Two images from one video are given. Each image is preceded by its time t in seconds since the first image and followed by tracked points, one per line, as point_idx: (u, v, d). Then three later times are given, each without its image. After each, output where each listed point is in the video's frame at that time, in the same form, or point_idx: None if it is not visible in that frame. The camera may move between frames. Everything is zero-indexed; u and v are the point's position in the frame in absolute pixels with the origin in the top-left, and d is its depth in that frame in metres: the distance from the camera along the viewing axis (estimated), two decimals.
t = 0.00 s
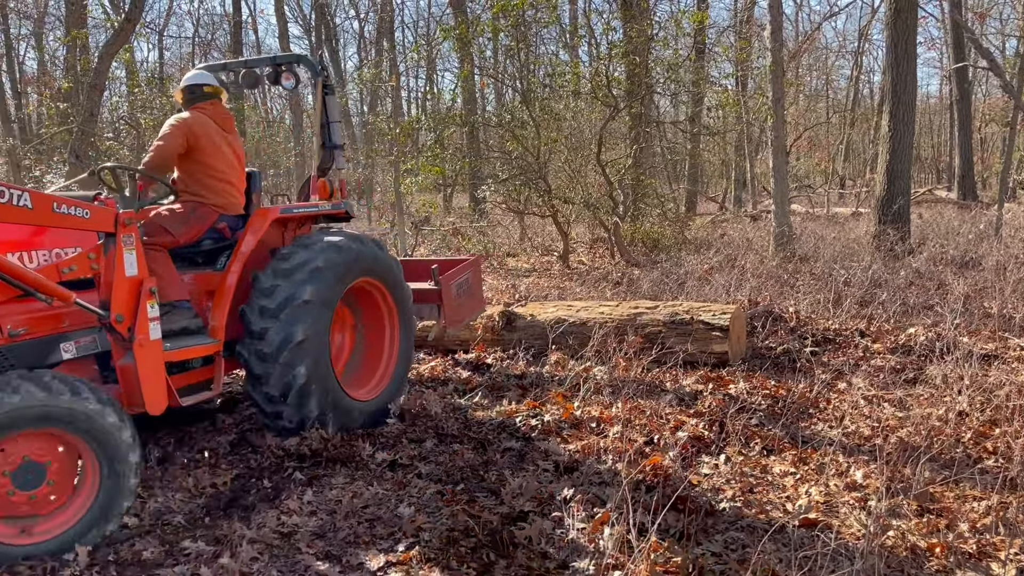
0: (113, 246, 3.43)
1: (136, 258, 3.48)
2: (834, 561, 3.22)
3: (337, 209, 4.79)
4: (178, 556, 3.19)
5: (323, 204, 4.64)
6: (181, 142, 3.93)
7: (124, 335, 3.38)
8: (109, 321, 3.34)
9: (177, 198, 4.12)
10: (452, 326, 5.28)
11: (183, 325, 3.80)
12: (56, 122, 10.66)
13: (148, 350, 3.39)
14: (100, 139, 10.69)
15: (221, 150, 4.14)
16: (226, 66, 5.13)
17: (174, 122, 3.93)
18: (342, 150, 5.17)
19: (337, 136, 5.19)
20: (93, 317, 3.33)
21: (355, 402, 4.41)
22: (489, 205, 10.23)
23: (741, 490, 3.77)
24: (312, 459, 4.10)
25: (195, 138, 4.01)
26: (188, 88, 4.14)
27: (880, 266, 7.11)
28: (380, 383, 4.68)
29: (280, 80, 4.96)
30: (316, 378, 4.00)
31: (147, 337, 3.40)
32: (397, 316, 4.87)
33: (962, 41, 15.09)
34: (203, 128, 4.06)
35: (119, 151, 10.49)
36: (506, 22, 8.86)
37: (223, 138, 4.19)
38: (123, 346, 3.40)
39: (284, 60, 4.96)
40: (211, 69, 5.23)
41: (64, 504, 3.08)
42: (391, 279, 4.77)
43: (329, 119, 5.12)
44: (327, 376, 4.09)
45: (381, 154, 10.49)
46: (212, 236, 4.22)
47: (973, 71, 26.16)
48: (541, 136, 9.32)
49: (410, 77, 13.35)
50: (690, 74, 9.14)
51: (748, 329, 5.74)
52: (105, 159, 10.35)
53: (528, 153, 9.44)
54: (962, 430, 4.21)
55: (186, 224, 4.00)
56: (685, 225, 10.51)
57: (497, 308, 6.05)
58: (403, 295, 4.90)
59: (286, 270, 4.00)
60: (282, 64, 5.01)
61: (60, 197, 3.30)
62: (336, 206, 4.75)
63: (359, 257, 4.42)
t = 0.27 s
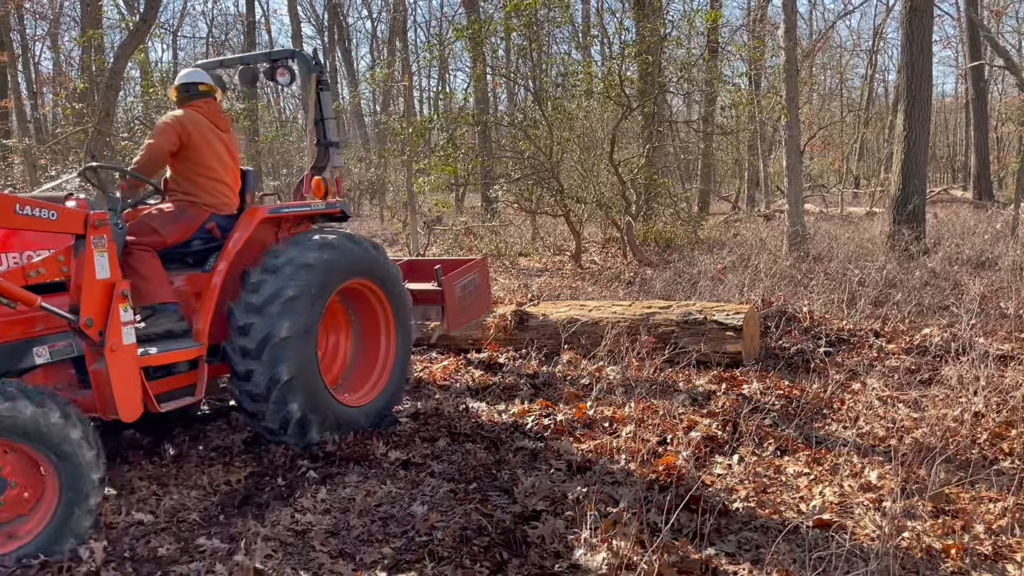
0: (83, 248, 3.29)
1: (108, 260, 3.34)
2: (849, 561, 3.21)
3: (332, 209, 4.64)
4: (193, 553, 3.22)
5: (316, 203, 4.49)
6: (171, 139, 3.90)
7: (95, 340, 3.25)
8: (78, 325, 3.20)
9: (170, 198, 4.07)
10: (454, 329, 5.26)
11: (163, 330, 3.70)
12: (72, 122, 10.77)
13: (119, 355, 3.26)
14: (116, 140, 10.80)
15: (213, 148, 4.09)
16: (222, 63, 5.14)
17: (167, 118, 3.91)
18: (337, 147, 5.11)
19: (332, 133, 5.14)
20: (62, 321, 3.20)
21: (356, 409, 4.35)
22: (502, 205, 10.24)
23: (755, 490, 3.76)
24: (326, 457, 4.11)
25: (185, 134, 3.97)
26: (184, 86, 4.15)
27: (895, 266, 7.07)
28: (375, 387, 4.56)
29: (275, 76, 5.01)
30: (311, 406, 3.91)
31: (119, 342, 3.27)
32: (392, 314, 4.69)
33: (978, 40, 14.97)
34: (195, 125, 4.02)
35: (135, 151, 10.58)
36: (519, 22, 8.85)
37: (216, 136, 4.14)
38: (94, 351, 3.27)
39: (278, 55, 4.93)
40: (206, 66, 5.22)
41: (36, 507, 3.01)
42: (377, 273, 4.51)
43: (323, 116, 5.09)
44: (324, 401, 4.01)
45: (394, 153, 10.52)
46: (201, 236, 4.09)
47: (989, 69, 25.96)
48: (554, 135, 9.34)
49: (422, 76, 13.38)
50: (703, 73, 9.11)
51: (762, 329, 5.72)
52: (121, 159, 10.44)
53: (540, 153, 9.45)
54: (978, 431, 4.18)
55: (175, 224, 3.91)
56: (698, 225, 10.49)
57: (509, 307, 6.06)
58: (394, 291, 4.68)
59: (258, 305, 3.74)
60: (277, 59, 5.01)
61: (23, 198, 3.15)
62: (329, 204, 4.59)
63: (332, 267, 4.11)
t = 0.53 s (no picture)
0: (47, 250, 3.18)
1: (73, 262, 3.26)
2: (864, 562, 3.20)
3: (324, 207, 4.45)
4: (209, 549, 3.25)
5: (307, 203, 4.29)
6: (151, 137, 3.84)
7: (61, 345, 3.13)
8: (42, 330, 3.09)
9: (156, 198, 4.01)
10: (455, 331, 5.24)
11: (144, 333, 3.58)
12: (88, 122, 10.87)
13: (88, 360, 3.17)
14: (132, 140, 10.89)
15: (196, 145, 4.01)
16: (216, 59, 5.10)
17: (147, 115, 3.85)
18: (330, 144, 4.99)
19: (326, 130, 5.02)
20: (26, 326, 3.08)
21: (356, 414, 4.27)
22: (515, 204, 10.26)
23: (768, 490, 3.76)
24: (340, 456, 4.14)
25: (167, 132, 3.91)
26: (173, 83, 4.11)
27: (910, 266, 7.03)
28: (367, 392, 4.40)
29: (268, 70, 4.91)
30: (308, 428, 3.84)
31: (86, 347, 3.17)
32: (381, 308, 4.49)
33: (994, 37, 14.84)
34: (177, 122, 3.95)
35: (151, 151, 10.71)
36: (532, 21, 8.85)
37: (201, 134, 4.06)
38: (60, 357, 3.15)
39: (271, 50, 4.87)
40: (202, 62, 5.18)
41: None
42: (356, 270, 4.24)
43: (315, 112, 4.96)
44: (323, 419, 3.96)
45: (406, 153, 10.56)
46: (187, 237, 4.00)
47: (1005, 67, 25.72)
48: (568, 135, 9.34)
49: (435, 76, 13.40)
50: (717, 72, 9.07)
51: (776, 328, 5.70)
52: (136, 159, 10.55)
53: (553, 152, 9.44)
54: (994, 432, 4.15)
55: (157, 224, 3.83)
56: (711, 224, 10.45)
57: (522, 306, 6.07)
58: (379, 285, 4.43)
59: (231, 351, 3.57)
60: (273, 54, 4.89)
61: None
62: (321, 203, 4.41)
63: (302, 284, 3.83)
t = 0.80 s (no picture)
0: (11, 254, 2.99)
1: (38, 267, 3.07)
2: (879, 562, 3.19)
3: (317, 209, 4.33)
4: (225, 546, 3.27)
5: (299, 204, 4.19)
6: (138, 137, 3.66)
7: (25, 353, 2.94)
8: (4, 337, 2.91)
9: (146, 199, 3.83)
10: (460, 342, 5.15)
11: (126, 336, 3.37)
12: (104, 122, 10.98)
13: (54, 369, 2.97)
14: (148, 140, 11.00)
15: (186, 146, 3.83)
16: (215, 57, 4.92)
17: (134, 115, 3.68)
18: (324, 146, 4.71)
19: (320, 131, 4.72)
20: None
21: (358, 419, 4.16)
22: (527, 203, 10.27)
23: (782, 490, 3.75)
24: (354, 454, 4.17)
25: (154, 132, 3.73)
26: (161, 82, 3.93)
27: (926, 266, 6.99)
28: (361, 396, 4.24)
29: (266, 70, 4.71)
30: (307, 447, 3.76)
31: (52, 355, 2.97)
32: (365, 305, 4.27)
33: (1012, 34, 14.71)
34: (165, 121, 3.78)
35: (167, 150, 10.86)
36: (546, 20, 8.88)
37: (191, 133, 3.88)
38: (25, 365, 2.97)
39: (269, 48, 4.67)
40: (202, 61, 5.03)
41: None
42: (328, 275, 3.96)
43: (309, 111, 4.65)
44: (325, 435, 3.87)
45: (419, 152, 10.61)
46: (175, 238, 3.83)
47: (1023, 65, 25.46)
48: (580, 134, 9.32)
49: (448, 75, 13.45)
50: (731, 71, 9.03)
51: (789, 328, 5.69)
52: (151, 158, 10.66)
53: (566, 151, 9.44)
54: (1011, 433, 4.13)
55: (144, 226, 3.64)
56: (725, 223, 10.42)
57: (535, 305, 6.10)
58: (356, 284, 4.17)
59: (212, 404, 3.41)
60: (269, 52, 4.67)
61: None
62: (313, 205, 4.28)
63: (267, 314, 3.57)
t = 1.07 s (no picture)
0: None
1: (4, 271, 2.91)
2: (895, 562, 3.18)
3: (309, 214, 4.14)
4: (241, 542, 3.28)
5: (290, 208, 4.01)
6: (135, 138, 3.54)
7: None
8: None
9: (138, 200, 3.74)
10: (462, 360, 4.85)
11: (105, 341, 3.28)
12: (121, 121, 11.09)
13: (18, 379, 2.84)
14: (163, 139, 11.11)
15: (183, 148, 3.71)
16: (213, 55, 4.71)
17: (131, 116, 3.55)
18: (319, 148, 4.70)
19: (315, 132, 4.69)
20: None
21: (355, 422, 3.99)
22: (540, 202, 10.27)
23: (797, 489, 3.74)
24: (368, 452, 4.18)
25: (151, 133, 3.61)
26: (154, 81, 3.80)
27: (942, 265, 6.95)
28: (354, 399, 4.02)
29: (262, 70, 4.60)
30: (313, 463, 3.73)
31: (16, 364, 2.84)
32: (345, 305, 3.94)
33: None
34: (162, 122, 3.65)
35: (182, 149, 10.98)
36: (558, 19, 8.91)
37: (188, 134, 3.76)
38: None
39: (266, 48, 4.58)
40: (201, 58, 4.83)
41: None
42: (293, 290, 3.62)
43: (304, 112, 4.64)
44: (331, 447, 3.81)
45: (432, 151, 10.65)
46: (163, 242, 3.75)
47: None
48: (593, 133, 9.29)
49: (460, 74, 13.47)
50: (745, 69, 9.00)
51: (804, 327, 5.67)
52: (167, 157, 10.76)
53: (579, 150, 9.44)
54: None
55: (131, 228, 3.55)
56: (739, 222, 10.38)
57: (548, 304, 6.09)
58: (328, 289, 3.82)
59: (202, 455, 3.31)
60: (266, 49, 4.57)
61: None
62: (305, 210, 4.09)
63: (233, 358, 3.32)
